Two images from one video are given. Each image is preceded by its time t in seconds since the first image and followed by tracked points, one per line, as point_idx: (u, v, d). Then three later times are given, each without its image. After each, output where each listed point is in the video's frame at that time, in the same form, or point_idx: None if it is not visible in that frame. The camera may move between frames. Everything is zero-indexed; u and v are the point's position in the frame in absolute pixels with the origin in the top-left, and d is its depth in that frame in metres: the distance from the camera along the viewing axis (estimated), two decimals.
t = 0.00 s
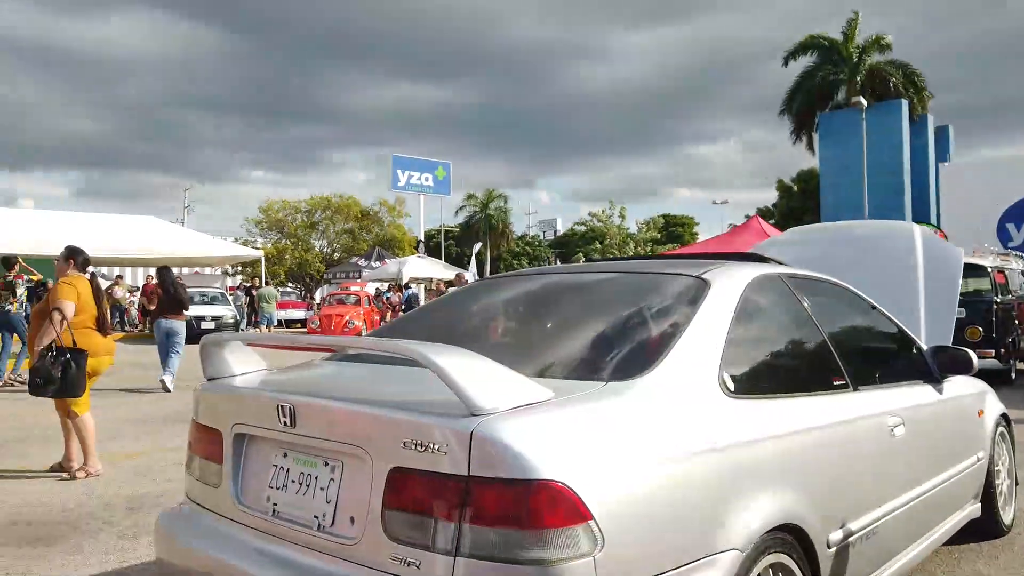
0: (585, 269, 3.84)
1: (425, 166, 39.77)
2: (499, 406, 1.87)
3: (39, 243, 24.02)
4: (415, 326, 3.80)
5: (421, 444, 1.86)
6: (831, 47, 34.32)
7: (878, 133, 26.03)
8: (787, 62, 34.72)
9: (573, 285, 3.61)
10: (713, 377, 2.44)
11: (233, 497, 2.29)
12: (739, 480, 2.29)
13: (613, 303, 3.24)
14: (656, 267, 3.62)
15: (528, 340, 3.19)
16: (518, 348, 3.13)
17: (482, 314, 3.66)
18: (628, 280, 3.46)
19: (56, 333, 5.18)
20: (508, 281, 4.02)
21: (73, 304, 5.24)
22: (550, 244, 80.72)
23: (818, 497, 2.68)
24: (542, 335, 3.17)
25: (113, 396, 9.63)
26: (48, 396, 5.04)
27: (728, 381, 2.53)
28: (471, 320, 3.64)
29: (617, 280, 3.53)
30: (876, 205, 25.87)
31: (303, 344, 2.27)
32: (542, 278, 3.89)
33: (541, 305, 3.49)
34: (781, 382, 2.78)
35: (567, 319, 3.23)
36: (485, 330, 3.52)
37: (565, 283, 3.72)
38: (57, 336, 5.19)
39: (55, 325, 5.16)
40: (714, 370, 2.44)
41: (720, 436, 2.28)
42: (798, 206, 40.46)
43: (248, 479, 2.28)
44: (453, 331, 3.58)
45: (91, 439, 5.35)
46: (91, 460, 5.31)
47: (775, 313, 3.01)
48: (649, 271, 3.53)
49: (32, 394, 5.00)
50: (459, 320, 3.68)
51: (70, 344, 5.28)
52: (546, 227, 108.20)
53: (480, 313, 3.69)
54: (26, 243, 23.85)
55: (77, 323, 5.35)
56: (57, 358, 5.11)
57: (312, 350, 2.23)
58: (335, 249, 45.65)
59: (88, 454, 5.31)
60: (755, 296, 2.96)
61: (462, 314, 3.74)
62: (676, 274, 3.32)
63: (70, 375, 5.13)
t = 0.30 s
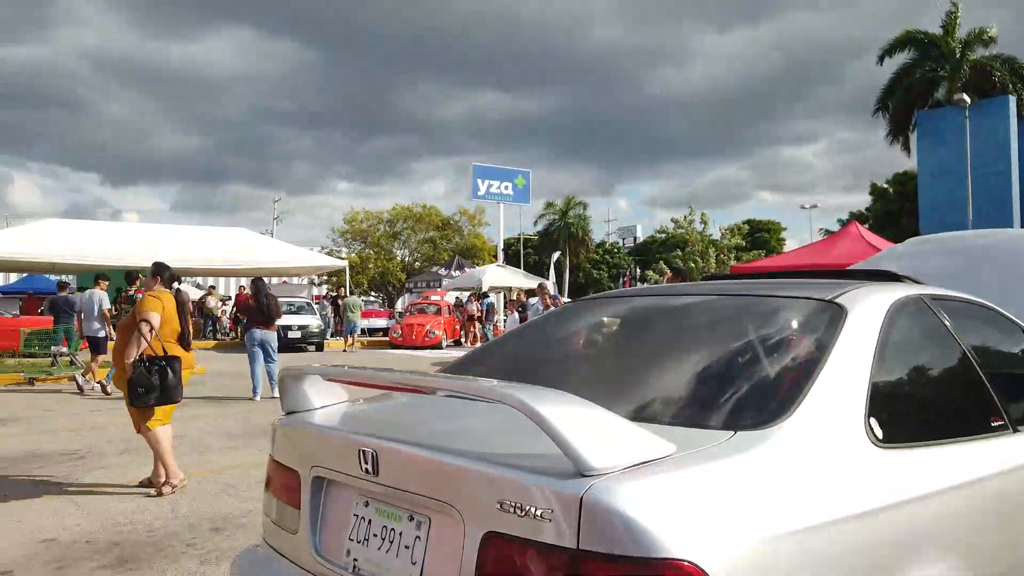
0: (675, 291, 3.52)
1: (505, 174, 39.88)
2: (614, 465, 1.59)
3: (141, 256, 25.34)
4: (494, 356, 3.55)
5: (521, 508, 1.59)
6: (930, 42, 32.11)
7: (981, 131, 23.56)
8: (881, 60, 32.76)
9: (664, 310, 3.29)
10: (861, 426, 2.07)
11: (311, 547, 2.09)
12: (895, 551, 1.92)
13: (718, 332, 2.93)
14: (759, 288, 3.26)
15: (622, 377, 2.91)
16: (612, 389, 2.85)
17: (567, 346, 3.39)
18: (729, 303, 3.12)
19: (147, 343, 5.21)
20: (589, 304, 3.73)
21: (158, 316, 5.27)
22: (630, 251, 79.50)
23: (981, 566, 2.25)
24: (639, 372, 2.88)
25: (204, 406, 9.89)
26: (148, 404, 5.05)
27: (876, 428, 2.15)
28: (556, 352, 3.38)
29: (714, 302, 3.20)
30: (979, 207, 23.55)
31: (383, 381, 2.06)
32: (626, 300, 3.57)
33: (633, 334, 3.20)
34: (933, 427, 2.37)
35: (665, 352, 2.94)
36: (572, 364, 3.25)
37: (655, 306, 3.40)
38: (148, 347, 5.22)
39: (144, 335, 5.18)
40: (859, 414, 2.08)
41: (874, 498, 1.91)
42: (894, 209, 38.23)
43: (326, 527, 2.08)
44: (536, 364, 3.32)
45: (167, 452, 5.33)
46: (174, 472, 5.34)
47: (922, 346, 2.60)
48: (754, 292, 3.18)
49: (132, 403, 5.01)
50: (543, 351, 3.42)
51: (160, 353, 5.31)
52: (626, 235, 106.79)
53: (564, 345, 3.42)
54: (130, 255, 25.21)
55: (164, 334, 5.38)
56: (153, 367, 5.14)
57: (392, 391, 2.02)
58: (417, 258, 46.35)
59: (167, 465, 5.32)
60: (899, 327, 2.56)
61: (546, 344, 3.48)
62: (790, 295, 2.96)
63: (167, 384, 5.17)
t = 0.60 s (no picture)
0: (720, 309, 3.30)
1: (543, 186, 39.77)
2: (683, 515, 1.39)
3: (186, 270, 25.81)
4: (531, 378, 3.35)
5: (577, 564, 1.40)
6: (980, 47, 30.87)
7: None
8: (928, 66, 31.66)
9: (712, 331, 3.08)
10: (960, 466, 1.82)
11: None
12: None
13: (775, 358, 2.74)
14: (815, 304, 3.04)
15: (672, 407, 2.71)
16: (660, 420, 2.66)
17: (606, 369, 3.19)
18: (784, 320, 2.92)
19: (177, 357, 5.17)
20: (625, 324, 3.52)
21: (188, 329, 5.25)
22: (670, 262, 78.55)
23: None
24: (690, 402, 2.69)
25: (244, 421, 9.88)
26: (182, 419, 5.01)
27: (976, 469, 1.90)
28: (595, 375, 3.18)
29: (766, 320, 2.98)
30: None
31: (416, 413, 1.88)
32: (665, 320, 3.37)
33: (679, 358, 2.99)
34: None
35: (717, 382, 2.74)
36: (615, 389, 3.04)
37: (702, 325, 3.19)
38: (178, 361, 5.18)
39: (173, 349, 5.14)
40: (958, 452, 1.85)
41: (980, 550, 1.67)
42: (944, 218, 37.02)
43: (356, 569, 1.90)
44: (577, 388, 3.11)
45: (162, 471, 5.34)
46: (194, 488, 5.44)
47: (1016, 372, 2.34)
48: (810, 308, 2.97)
49: (165, 419, 4.96)
50: (585, 374, 3.21)
51: (189, 367, 5.26)
52: (666, 246, 105.69)
53: (603, 367, 3.22)
54: (175, 269, 25.70)
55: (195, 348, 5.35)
56: (184, 382, 5.10)
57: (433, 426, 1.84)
58: (454, 270, 46.44)
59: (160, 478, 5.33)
60: (991, 352, 2.31)
61: (583, 367, 3.28)
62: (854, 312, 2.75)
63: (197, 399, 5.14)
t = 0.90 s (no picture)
0: (747, 317, 3.18)
1: (564, 196, 39.64)
2: (757, 555, 1.22)
3: (207, 281, 25.98)
4: (557, 392, 3.19)
5: None
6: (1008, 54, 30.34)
7: None
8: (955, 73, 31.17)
9: (743, 342, 2.95)
10: None
11: None
12: None
13: (814, 376, 2.62)
14: (851, 310, 2.92)
15: (708, 424, 2.58)
16: (696, 437, 2.52)
17: (632, 381, 3.05)
18: (823, 329, 2.79)
19: (169, 378, 5.06)
20: (655, 335, 3.36)
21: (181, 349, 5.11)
22: (691, 272, 77.90)
23: None
24: (729, 420, 2.55)
25: (264, 433, 9.78)
26: (166, 444, 4.93)
27: None
28: (621, 387, 3.04)
29: (801, 329, 2.86)
30: None
31: (440, 429, 1.72)
32: (695, 330, 3.22)
33: (711, 371, 2.86)
34: None
35: (759, 399, 2.60)
36: (648, 402, 2.88)
37: (738, 337, 3.03)
38: (170, 381, 5.06)
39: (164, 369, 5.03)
40: None
41: None
42: (973, 226, 36.32)
43: None
44: (607, 401, 2.95)
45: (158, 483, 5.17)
46: (212, 502, 5.29)
47: None
48: (847, 315, 2.85)
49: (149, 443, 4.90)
50: (614, 387, 3.05)
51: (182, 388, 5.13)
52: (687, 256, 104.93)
53: (628, 380, 3.07)
54: (197, 280, 25.86)
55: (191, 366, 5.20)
56: (173, 405, 4.99)
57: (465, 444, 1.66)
58: (474, 281, 46.36)
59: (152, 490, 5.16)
60: None
61: (607, 379, 3.13)
62: (899, 322, 2.63)
63: (184, 422, 5.02)
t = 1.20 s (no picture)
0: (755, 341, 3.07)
1: (568, 204, 39.54)
2: None
3: (211, 289, 25.91)
4: (566, 419, 3.03)
5: None
6: (1015, 62, 30.23)
7: None
8: (962, 81, 31.03)
9: (757, 368, 2.83)
10: None
11: None
12: None
13: (834, 406, 2.51)
14: (866, 334, 2.83)
15: (727, 458, 2.45)
16: (715, 474, 2.40)
17: (639, 408, 2.93)
18: (840, 356, 2.69)
19: (133, 401, 4.90)
20: (665, 362, 3.22)
21: (142, 369, 4.92)
22: (696, 280, 77.65)
23: None
24: (749, 455, 2.44)
25: (266, 446, 9.63)
26: (129, 470, 4.78)
27: None
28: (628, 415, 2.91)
29: (819, 355, 2.74)
30: None
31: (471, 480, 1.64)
32: (710, 354, 3.09)
33: (724, 399, 2.74)
34: None
35: (779, 430, 2.49)
36: (659, 430, 2.73)
37: (750, 361, 2.90)
38: (134, 404, 4.89)
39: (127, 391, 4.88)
40: None
41: None
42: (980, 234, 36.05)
43: None
44: (619, 429, 2.81)
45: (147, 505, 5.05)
46: (206, 512, 5.13)
47: None
48: (863, 339, 2.75)
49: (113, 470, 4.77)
50: (624, 415, 2.89)
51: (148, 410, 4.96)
52: (691, 264, 104.65)
53: (635, 406, 2.95)
54: (200, 288, 25.79)
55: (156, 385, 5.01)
56: (134, 429, 4.81)
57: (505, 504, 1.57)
58: (478, 289, 46.20)
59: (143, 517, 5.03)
60: None
61: (616, 405, 3.00)
62: (920, 346, 2.53)
63: (148, 447, 4.84)
